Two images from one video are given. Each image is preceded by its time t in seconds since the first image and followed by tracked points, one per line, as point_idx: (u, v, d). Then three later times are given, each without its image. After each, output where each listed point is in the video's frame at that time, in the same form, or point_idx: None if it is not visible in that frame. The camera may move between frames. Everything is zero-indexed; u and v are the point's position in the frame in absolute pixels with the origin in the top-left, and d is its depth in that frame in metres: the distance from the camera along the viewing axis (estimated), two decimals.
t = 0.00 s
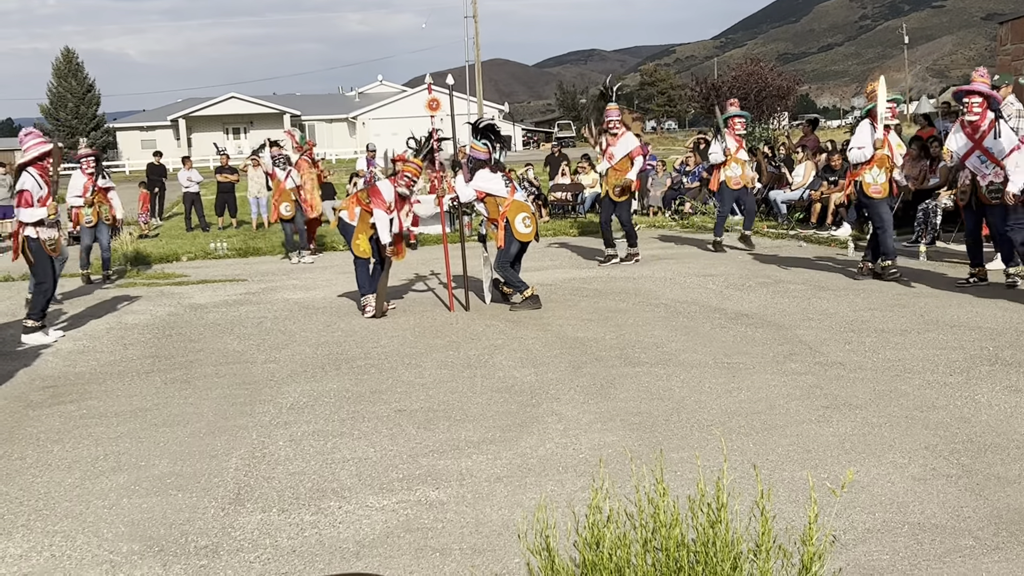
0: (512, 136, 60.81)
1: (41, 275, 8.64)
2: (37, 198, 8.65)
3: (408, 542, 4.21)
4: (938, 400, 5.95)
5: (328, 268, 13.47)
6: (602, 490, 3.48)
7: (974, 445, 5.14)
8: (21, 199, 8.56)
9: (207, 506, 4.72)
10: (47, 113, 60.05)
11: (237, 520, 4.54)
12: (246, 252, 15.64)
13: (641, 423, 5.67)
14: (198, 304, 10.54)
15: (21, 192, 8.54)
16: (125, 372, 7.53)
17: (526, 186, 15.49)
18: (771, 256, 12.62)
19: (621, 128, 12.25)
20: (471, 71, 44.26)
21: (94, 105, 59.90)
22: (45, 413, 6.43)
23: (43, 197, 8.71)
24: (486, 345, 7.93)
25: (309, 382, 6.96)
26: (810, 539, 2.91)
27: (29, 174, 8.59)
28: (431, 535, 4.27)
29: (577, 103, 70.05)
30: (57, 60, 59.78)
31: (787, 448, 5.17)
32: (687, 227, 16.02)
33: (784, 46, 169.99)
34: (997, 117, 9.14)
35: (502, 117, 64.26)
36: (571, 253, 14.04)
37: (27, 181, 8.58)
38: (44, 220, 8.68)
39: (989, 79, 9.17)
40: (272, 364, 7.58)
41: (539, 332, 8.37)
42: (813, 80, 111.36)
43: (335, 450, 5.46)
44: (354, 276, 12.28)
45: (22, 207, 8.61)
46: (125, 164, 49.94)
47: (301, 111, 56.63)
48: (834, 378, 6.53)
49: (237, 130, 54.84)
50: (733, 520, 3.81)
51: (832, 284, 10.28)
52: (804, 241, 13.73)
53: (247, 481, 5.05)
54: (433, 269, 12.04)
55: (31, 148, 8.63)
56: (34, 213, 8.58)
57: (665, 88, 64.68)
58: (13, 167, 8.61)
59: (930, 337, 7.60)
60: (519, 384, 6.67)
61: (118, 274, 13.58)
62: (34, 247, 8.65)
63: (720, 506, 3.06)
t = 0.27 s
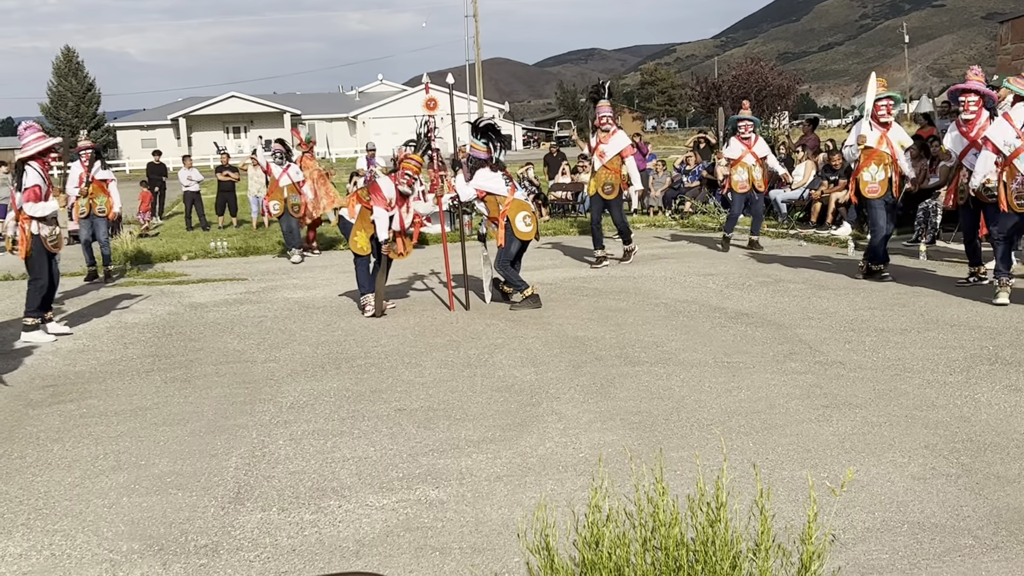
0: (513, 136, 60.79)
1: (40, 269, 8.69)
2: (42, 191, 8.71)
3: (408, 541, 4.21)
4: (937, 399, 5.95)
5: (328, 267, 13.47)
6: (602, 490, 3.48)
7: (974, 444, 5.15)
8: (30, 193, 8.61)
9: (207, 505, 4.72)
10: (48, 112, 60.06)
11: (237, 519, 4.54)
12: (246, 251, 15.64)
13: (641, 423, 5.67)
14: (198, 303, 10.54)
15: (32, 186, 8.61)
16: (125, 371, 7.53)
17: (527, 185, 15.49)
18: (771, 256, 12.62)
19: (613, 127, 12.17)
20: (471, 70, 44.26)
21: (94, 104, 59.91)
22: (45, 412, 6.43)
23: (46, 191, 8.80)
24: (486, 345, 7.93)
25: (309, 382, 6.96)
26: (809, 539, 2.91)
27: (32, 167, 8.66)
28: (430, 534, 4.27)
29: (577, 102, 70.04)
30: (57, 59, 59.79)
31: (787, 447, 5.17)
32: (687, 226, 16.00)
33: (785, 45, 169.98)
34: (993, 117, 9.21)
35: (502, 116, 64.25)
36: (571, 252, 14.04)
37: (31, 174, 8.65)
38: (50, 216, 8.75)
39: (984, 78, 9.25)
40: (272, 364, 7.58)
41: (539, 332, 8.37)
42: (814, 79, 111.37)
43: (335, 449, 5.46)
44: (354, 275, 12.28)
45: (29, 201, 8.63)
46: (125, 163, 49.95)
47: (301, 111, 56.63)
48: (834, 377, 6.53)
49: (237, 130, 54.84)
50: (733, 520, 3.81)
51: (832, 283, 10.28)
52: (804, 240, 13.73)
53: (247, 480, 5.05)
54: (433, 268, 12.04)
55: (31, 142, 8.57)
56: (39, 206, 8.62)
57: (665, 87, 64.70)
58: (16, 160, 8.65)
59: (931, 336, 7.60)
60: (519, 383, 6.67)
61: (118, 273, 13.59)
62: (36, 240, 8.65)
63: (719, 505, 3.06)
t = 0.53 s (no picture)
0: (511, 136, 60.80)
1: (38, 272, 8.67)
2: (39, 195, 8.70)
3: (406, 542, 4.21)
4: (935, 400, 5.95)
5: (327, 268, 13.47)
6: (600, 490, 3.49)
7: (971, 444, 5.15)
8: (27, 198, 8.61)
9: (205, 505, 4.73)
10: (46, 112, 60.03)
11: (235, 519, 4.54)
12: (244, 252, 15.65)
13: (638, 423, 5.67)
14: (196, 303, 10.54)
15: (27, 191, 8.60)
16: (123, 371, 7.53)
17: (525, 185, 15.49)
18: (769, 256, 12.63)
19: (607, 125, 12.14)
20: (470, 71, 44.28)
21: (92, 105, 59.89)
22: (43, 412, 6.43)
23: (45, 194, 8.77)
24: (484, 345, 7.94)
25: (307, 382, 6.96)
26: (806, 540, 2.91)
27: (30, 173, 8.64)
28: (428, 534, 4.28)
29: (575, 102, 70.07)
30: (55, 59, 59.77)
31: (785, 448, 5.17)
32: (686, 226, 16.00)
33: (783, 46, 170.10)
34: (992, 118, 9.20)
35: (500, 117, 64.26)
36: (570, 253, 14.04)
37: (28, 179, 8.64)
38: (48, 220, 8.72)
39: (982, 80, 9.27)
40: (271, 364, 7.58)
41: (537, 332, 8.37)
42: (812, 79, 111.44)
43: (333, 449, 5.46)
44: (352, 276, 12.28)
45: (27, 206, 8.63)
46: (124, 163, 49.92)
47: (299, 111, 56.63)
48: (831, 377, 6.54)
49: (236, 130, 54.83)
50: (731, 520, 3.82)
51: (830, 283, 10.29)
52: (802, 240, 13.73)
53: (245, 480, 5.05)
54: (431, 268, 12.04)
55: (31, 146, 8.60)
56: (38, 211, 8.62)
57: (664, 87, 64.75)
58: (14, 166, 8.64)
59: (928, 336, 7.62)
60: (516, 384, 6.67)
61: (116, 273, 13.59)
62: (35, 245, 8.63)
63: (717, 506, 3.06)
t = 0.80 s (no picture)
0: (509, 137, 60.81)
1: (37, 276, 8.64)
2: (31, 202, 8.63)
3: (404, 543, 4.21)
4: (933, 400, 5.96)
5: (324, 269, 13.47)
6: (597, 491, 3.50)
7: (969, 445, 5.16)
8: (15, 206, 8.53)
9: (203, 506, 4.72)
10: (43, 113, 59.98)
11: (233, 520, 4.54)
12: (241, 253, 15.64)
13: (636, 424, 5.68)
14: (194, 305, 10.53)
15: (16, 199, 8.53)
16: (121, 373, 7.52)
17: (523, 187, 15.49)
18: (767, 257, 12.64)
19: (605, 132, 12.09)
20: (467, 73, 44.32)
21: (89, 106, 59.85)
22: (40, 413, 6.43)
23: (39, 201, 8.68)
24: (482, 346, 7.94)
25: (305, 383, 6.95)
26: (804, 540, 2.91)
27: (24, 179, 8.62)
28: (426, 535, 4.28)
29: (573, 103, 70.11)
30: (52, 60, 59.74)
31: (783, 449, 5.17)
32: (683, 227, 16.00)
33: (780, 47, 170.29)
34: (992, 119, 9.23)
35: (498, 118, 64.27)
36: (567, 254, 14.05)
37: (22, 187, 8.61)
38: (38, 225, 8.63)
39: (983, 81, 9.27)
40: (269, 365, 7.58)
41: (535, 333, 8.37)
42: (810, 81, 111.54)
43: (331, 450, 5.46)
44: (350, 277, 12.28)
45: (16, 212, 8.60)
46: (121, 164, 49.89)
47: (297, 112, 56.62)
48: (829, 378, 6.54)
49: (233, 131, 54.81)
50: (729, 521, 3.82)
51: (828, 285, 10.29)
52: (800, 241, 13.72)
53: (243, 481, 5.05)
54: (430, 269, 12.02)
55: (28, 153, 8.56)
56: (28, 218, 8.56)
57: (661, 89, 64.80)
58: (11, 172, 8.67)
59: (926, 337, 7.62)
60: (514, 385, 6.67)
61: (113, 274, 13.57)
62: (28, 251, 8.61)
63: (715, 506, 3.06)
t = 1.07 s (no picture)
0: (505, 139, 60.83)
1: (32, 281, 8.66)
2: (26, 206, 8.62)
3: (401, 544, 4.21)
4: (929, 402, 5.97)
5: (321, 270, 13.46)
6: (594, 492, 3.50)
7: (965, 447, 5.17)
8: (9, 208, 8.57)
9: (200, 508, 4.72)
10: (39, 114, 59.90)
11: (230, 522, 4.54)
12: (238, 254, 15.63)
13: (633, 426, 5.68)
14: (191, 306, 10.53)
15: (10, 202, 8.56)
16: (117, 374, 7.51)
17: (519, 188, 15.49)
18: (764, 259, 12.65)
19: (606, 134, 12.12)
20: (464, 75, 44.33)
21: (86, 107, 59.79)
22: (37, 415, 6.42)
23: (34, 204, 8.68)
24: (479, 348, 7.94)
25: (302, 385, 6.95)
26: (801, 541, 2.92)
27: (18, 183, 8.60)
28: (423, 537, 4.28)
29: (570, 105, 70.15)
30: (48, 61, 59.70)
31: (779, 450, 5.18)
32: (680, 229, 16.03)
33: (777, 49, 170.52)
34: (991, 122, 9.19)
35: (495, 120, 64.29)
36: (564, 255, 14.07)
37: (17, 190, 8.61)
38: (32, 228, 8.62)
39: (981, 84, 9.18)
40: (265, 367, 7.58)
41: (532, 335, 8.38)
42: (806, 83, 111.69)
43: (328, 452, 5.46)
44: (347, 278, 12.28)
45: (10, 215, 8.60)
46: (117, 166, 49.84)
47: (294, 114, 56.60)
48: (825, 380, 6.55)
49: (230, 132, 54.76)
50: (725, 522, 3.83)
51: (825, 286, 10.31)
52: (796, 243, 13.75)
53: (240, 483, 5.05)
54: (426, 271, 12.03)
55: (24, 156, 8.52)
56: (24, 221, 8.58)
57: (658, 91, 64.86)
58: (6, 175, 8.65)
59: (922, 339, 7.63)
60: (511, 387, 6.68)
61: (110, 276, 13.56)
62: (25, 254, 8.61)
63: (712, 508, 3.07)
